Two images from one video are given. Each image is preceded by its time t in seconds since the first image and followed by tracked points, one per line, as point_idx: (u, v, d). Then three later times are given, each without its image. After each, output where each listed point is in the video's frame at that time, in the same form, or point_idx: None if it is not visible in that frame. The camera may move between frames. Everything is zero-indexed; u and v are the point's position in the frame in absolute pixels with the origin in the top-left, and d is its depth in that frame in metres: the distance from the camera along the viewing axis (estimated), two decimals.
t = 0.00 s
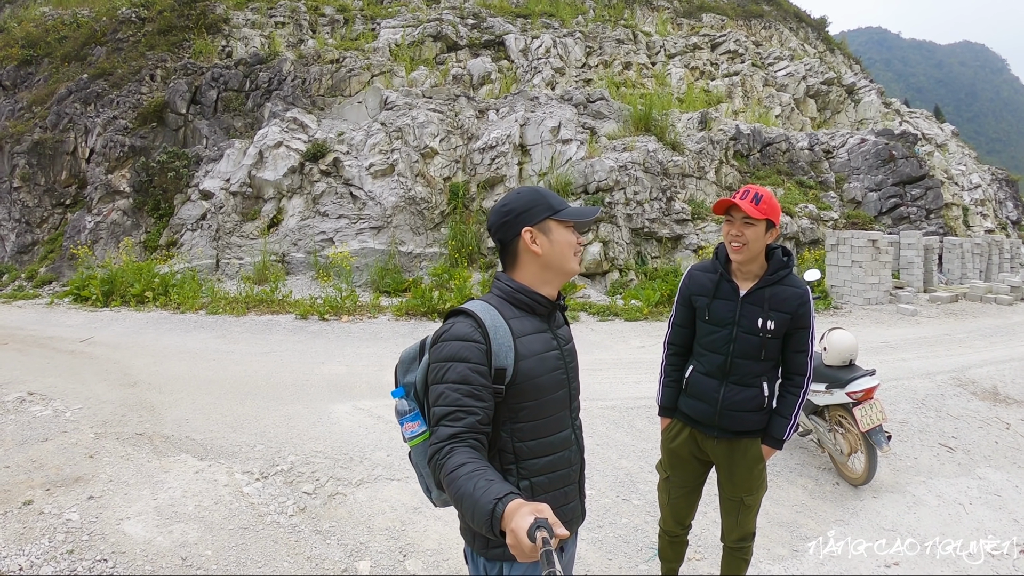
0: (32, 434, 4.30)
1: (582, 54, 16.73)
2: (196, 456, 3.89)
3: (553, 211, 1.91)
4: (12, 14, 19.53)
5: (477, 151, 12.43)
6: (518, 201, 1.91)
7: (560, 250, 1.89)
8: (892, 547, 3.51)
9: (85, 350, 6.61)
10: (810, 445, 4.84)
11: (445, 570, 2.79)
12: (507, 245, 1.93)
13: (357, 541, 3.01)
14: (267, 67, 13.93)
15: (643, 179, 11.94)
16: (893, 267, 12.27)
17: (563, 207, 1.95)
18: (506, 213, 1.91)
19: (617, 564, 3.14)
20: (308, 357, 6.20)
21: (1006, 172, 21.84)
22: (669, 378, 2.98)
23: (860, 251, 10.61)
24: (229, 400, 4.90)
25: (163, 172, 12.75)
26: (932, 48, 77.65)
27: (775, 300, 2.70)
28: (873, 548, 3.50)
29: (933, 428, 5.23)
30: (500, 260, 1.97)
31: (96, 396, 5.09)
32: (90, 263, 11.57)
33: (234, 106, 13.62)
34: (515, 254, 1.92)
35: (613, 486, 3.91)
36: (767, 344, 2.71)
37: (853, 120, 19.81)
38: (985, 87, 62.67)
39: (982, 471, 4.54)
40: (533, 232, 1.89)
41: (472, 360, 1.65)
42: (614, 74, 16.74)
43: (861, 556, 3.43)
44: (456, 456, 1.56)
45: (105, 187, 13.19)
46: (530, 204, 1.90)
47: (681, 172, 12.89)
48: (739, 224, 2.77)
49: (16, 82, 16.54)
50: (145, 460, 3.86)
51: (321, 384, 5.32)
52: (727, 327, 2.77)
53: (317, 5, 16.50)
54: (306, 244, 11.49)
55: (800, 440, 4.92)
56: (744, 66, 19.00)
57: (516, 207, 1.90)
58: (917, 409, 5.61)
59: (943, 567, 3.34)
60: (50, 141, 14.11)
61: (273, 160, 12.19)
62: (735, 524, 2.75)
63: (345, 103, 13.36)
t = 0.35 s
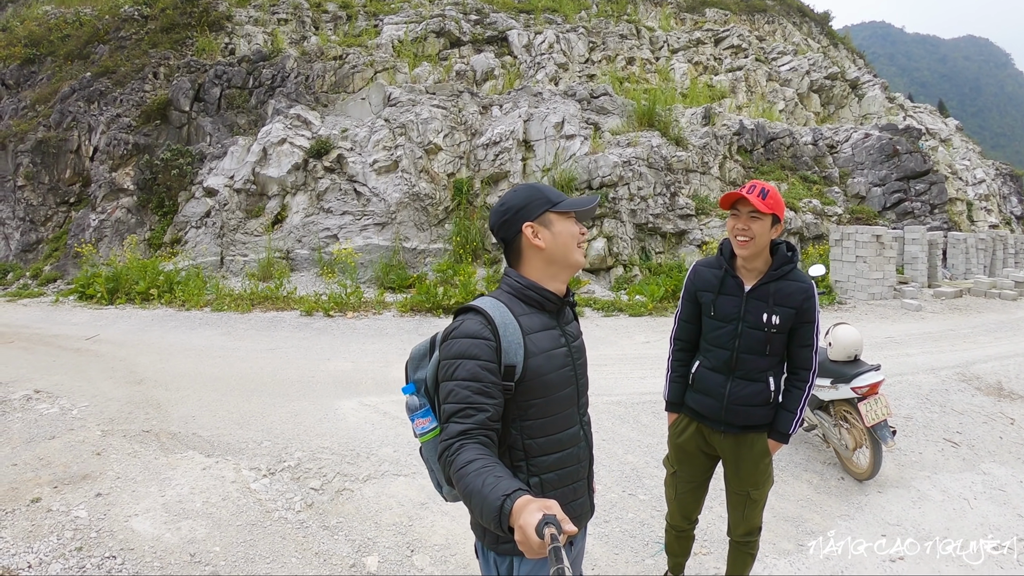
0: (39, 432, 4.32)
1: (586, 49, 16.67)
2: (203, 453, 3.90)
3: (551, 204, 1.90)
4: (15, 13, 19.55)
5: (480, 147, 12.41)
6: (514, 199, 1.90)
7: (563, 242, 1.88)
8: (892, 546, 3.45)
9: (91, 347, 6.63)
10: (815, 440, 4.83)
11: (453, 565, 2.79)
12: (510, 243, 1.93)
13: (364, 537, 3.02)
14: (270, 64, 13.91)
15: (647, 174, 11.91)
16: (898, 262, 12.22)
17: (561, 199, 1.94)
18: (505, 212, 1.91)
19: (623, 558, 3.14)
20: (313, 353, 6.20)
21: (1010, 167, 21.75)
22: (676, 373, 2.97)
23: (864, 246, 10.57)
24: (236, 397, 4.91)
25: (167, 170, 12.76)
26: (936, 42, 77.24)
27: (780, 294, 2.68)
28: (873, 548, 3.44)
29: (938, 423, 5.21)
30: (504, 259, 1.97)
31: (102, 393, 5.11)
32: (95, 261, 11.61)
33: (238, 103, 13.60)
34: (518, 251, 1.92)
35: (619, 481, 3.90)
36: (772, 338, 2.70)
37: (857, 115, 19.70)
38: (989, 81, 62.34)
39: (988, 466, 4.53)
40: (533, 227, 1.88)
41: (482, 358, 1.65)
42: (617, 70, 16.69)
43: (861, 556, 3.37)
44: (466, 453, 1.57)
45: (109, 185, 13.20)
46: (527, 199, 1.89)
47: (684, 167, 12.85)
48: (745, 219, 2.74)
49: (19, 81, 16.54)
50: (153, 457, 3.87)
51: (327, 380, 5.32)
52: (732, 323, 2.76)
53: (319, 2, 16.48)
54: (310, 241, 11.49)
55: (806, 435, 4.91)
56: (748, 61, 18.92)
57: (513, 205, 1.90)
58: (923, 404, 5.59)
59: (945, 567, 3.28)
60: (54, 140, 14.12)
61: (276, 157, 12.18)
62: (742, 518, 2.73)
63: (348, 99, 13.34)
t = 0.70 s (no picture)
0: (43, 426, 4.32)
1: (588, 49, 16.68)
2: (209, 447, 3.90)
3: (569, 200, 1.90)
4: (17, 8, 19.53)
5: (483, 145, 12.43)
6: (534, 190, 1.91)
7: (576, 239, 1.89)
8: (891, 547, 3.43)
9: (93, 342, 6.62)
10: (816, 438, 4.85)
11: (459, 558, 2.80)
12: (524, 233, 1.95)
13: (370, 530, 3.03)
14: (273, 61, 13.90)
15: (649, 174, 11.93)
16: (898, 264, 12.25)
17: (580, 195, 1.94)
18: (523, 202, 1.91)
19: (627, 552, 3.16)
20: (317, 350, 6.21)
21: (1010, 170, 21.80)
22: (683, 367, 2.98)
23: (865, 247, 10.59)
24: (240, 392, 4.91)
25: (170, 166, 12.76)
26: (937, 44, 77.29)
27: (785, 290, 2.69)
28: (873, 548, 3.42)
29: (937, 422, 5.23)
30: (517, 248, 1.98)
31: (106, 388, 5.11)
32: (97, 257, 11.61)
33: (240, 100, 13.60)
34: (531, 243, 1.93)
35: (623, 477, 3.91)
36: (777, 333, 2.71)
37: (857, 117, 19.72)
38: (989, 84, 62.41)
39: (987, 464, 4.54)
40: (548, 221, 1.88)
41: (486, 348, 1.66)
42: (620, 70, 16.71)
43: (860, 554, 3.37)
44: (472, 441, 1.57)
45: (110, 180, 13.18)
46: (546, 192, 1.89)
47: (686, 168, 12.89)
48: (756, 216, 2.74)
49: (21, 76, 16.51)
50: (158, 451, 3.87)
51: (331, 376, 5.32)
52: (738, 317, 2.77)
53: None
54: (313, 238, 11.50)
55: (807, 433, 4.93)
56: (749, 62, 18.94)
57: (531, 196, 1.90)
58: (922, 404, 5.61)
59: (945, 567, 3.27)
60: (55, 135, 14.11)
61: (279, 154, 12.17)
62: (747, 510, 2.74)
63: (351, 97, 13.34)
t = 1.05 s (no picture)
0: (54, 421, 4.38)
1: (591, 53, 16.78)
2: (218, 442, 3.96)
3: (562, 195, 1.98)
4: (22, 8, 19.63)
5: (486, 148, 12.51)
6: (526, 186, 1.96)
7: (570, 233, 1.97)
8: (892, 547, 3.44)
9: (100, 341, 6.68)
10: (815, 436, 4.91)
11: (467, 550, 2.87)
12: (517, 229, 1.99)
13: (379, 523, 3.09)
14: (278, 64, 13.97)
15: (651, 177, 12.02)
16: (898, 267, 12.32)
17: (571, 191, 2.02)
18: (515, 197, 1.96)
19: (630, 544, 3.22)
20: (322, 349, 6.27)
21: (1010, 175, 21.88)
22: (685, 362, 3.03)
23: (865, 250, 10.67)
24: (248, 390, 4.97)
25: (175, 167, 12.83)
26: (938, 49, 77.42)
27: (783, 288, 2.76)
28: (873, 548, 3.43)
29: (934, 422, 5.30)
30: (508, 245, 2.03)
31: (115, 385, 5.17)
32: (102, 257, 11.68)
33: (245, 102, 13.67)
34: (524, 238, 1.98)
35: (626, 472, 3.98)
36: (776, 329, 2.78)
37: (858, 121, 19.81)
38: (990, 88, 62.54)
39: (982, 463, 4.61)
40: (543, 216, 1.95)
41: (473, 345, 1.72)
42: (622, 73, 16.80)
43: (854, 547, 3.45)
44: (458, 440, 1.63)
45: (116, 181, 13.26)
46: (539, 188, 1.96)
47: (688, 171, 12.97)
48: (756, 217, 2.80)
49: (26, 76, 16.60)
50: (168, 446, 3.93)
51: (337, 375, 5.38)
52: (737, 314, 2.84)
53: (327, 2, 16.59)
54: (317, 239, 11.56)
55: (806, 431, 4.99)
56: (751, 66, 19.05)
57: (525, 191, 1.96)
58: (920, 404, 5.67)
59: (945, 568, 3.28)
60: (61, 135, 14.18)
61: (284, 156, 12.24)
62: (747, 501, 2.79)
63: (356, 100, 13.42)
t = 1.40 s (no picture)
0: (68, 423, 4.46)
1: (596, 58, 16.88)
2: (231, 443, 4.03)
3: (550, 201, 2.06)
4: (31, 16, 19.82)
5: (493, 153, 12.61)
6: (515, 193, 2.03)
7: (558, 239, 2.04)
8: (891, 547, 3.46)
9: (111, 344, 6.77)
10: (819, 436, 4.95)
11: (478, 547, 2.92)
12: (506, 235, 2.06)
13: (391, 521, 3.15)
14: (286, 70, 14.08)
15: (657, 182, 12.11)
16: (902, 270, 12.34)
17: (558, 199, 2.10)
18: (505, 203, 2.03)
19: (637, 541, 3.27)
20: (332, 352, 6.34)
21: (1016, 178, 21.85)
22: (689, 361, 3.09)
23: (869, 253, 10.70)
24: (259, 392, 5.04)
25: (183, 173, 12.96)
26: (943, 52, 77.33)
27: (783, 288, 2.81)
28: (872, 548, 3.44)
29: (937, 422, 5.33)
30: (497, 250, 2.09)
31: (127, 388, 5.25)
32: (111, 261, 11.80)
33: (253, 109, 13.78)
34: (513, 243, 2.05)
35: (632, 472, 4.03)
36: (776, 328, 2.83)
37: (863, 125, 19.84)
38: (995, 91, 62.42)
39: (985, 462, 4.64)
40: (532, 222, 2.02)
41: (463, 348, 1.78)
42: (627, 78, 16.89)
43: (855, 543, 3.49)
44: (447, 442, 1.68)
45: (125, 187, 13.40)
46: (527, 194, 2.03)
47: (693, 175, 13.04)
48: (754, 220, 2.86)
49: (35, 83, 16.76)
50: (182, 447, 4.00)
51: (348, 378, 5.44)
52: (739, 314, 2.90)
53: (334, 9, 16.72)
54: (325, 244, 11.64)
55: (810, 431, 5.03)
56: (755, 70, 19.12)
57: (514, 197, 2.03)
58: (923, 405, 5.71)
59: (945, 567, 3.29)
60: (70, 141, 14.32)
61: (292, 162, 12.36)
62: (750, 497, 2.81)
63: (363, 106, 13.54)
